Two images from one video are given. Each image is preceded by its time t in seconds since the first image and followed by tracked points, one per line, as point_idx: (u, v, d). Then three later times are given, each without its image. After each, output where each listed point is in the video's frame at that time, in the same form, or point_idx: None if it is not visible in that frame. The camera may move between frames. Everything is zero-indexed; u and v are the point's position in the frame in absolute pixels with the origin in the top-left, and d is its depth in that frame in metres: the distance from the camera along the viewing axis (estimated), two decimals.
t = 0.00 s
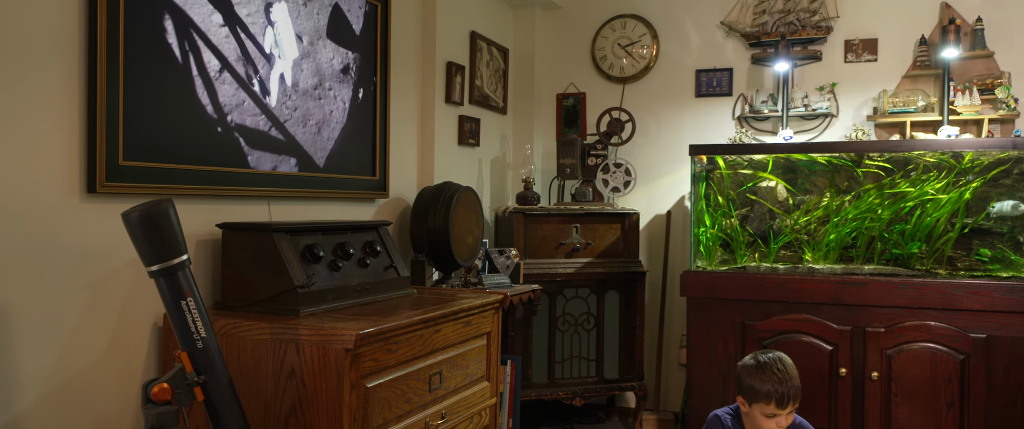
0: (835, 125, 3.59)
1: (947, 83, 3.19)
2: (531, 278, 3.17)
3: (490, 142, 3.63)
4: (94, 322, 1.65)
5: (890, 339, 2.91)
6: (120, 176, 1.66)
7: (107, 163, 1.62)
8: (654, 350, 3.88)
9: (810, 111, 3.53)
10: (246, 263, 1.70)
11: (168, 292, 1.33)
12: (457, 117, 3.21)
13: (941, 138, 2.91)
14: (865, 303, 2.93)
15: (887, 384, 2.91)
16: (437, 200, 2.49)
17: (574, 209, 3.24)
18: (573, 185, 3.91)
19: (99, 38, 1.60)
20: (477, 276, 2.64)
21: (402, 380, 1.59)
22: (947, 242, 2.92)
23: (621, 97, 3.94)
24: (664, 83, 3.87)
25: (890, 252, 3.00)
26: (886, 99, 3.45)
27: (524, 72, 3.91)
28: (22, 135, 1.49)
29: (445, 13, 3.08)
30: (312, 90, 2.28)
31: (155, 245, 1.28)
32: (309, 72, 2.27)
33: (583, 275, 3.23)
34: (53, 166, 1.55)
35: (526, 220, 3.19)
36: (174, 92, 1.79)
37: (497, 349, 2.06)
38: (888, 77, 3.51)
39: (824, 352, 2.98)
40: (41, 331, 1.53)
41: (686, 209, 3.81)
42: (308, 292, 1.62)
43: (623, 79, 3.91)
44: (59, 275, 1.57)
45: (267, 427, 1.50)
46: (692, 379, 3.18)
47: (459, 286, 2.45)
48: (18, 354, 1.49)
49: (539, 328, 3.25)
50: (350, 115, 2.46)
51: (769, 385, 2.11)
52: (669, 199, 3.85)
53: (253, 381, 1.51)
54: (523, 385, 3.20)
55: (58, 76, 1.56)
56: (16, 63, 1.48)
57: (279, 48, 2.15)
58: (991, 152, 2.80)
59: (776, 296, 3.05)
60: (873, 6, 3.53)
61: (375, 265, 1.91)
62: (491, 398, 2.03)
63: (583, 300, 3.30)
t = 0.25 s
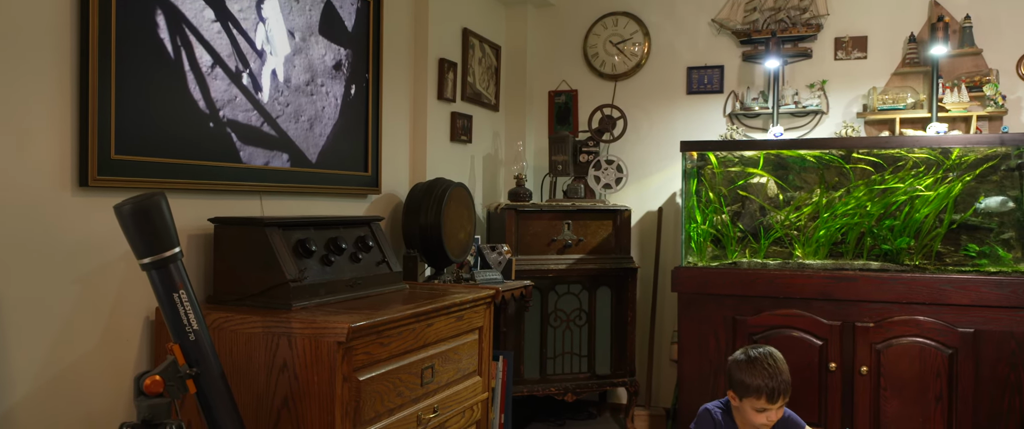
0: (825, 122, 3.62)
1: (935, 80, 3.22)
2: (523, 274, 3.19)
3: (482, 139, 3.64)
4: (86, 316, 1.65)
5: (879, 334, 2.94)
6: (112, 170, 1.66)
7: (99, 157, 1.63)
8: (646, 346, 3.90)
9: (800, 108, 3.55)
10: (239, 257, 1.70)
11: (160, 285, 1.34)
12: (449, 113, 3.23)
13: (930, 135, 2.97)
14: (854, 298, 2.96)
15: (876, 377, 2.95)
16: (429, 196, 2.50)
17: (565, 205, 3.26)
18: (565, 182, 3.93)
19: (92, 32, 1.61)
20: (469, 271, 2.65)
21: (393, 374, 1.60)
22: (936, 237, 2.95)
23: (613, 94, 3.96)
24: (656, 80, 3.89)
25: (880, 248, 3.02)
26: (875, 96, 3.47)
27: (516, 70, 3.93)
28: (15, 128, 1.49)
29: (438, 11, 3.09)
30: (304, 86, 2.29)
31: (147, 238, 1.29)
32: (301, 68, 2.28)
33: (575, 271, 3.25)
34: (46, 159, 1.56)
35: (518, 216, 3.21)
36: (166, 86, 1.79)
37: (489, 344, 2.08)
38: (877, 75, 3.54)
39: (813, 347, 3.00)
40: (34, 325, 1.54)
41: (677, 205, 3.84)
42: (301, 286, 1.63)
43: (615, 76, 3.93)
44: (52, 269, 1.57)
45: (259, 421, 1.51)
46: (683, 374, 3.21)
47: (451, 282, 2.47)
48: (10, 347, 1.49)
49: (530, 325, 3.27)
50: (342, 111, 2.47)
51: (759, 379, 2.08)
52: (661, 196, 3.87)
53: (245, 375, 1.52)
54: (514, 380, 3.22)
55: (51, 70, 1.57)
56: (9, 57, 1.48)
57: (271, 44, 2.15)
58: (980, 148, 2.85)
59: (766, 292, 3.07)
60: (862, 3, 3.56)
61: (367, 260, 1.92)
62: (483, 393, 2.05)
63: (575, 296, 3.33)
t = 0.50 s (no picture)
0: (814, 120, 3.65)
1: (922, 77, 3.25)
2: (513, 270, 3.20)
3: (473, 136, 3.65)
4: (76, 310, 1.65)
5: (867, 329, 2.96)
6: (103, 164, 1.66)
7: (90, 150, 1.63)
8: (636, 342, 3.93)
9: (789, 105, 3.59)
10: (229, 252, 1.70)
11: (150, 277, 1.34)
12: (440, 110, 3.24)
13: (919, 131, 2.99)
14: (842, 293, 2.99)
15: (864, 372, 2.98)
16: (420, 193, 2.51)
17: (556, 202, 3.27)
18: (556, 179, 3.95)
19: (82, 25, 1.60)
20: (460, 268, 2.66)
21: (384, 368, 1.61)
22: (923, 233, 2.98)
23: (603, 91, 3.97)
24: (646, 77, 3.91)
25: (867, 243, 3.06)
26: (864, 93, 3.50)
27: (507, 67, 3.94)
28: (5, 122, 1.49)
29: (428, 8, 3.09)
30: (295, 81, 2.29)
31: (137, 231, 1.30)
32: (292, 64, 2.28)
33: (566, 268, 3.27)
34: (36, 153, 1.56)
35: (509, 213, 3.21)
36: (157, 80, 1.79)
37: (479, 339, 2.09)
38: (866, 72, 3.57)
39: (802, 342, 3.03)
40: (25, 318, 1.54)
41: (667, 202, 3.86)
42: (292, 281, 1.64)
43: (605, 74, 3.94)
44: (43, 262, 1.57)
45: (250, 414, 1.52)
46: (673, 370, 3.23)
47: (442, 277, 2.48)
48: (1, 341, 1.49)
49: (521, 321, 3.28)
50: (333, 107, 2.48)
51: (746, 374, 2.07)
52: (651, 193, 3.89)
53: (236, 369, 1.52)
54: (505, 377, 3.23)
55: (41, 63, 1.56)
56: None
57: (262, 39, 2.15)
58: (966, 144, 2.88)
59: (755, 287, 3.10)
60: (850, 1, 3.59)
61: (357, 255, 1.93)
62: (474, 388, 2.06)
63: (565, 292, 3.34)
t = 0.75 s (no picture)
0: (802, 117, 3.67)
1: (908, 75, 3.29)
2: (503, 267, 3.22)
3: (462, 133, 3.66)
4: (64, 303, 1.65)
5: (853, 324, 3.00)
6: (89, 158, 1.67)
7: (77, 145, 1.63)
8: (625, 339, 3.95)
9: (777, 103, 3.61)
10: (217, 247, 1.71)
11: (138, 271, 1.35)
12: (429, 107, 3.24)
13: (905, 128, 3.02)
14: (828, 289, 3.02)
15: (851, 366, 3.01)
16: (409, 189, 2.51)
17: (545, 199, 3.29)
18: (545, 176, 3.96)
19: (71, 18, 1.60)
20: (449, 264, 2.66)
21: (372, 364, 1.62)
22: (909, 229, 3.01)
23: (592, 88, 3.99)
24: (635, 75, 3.93)
25: (854, 239, 3.10)
26: (850, 91, 3.54)
27: (496, 65, 3.95)
28: None
29: (417, 7, 3.10)
30: (284, 77, 2.29)
31: (126, 224, 1.31)
32: (281, 60, 2.28)
33: (555, 264, 3.29)
34: (24, 147, 1.55)
35: (498, 209, 3.22)
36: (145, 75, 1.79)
37: (468, 334, 2.10)
38: (853, 70, 3.60)
39: (789, 337, 3.06)
40: (12, 312, 1.53)
41: (656, 199, 3.89)
42: (280, 276, 1.64)
43: (594, 71, 3.96)
44: (31, 256, 1.57)
45: (238, 409, 1.52)
46: (662, 366, 3.25)
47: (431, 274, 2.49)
48: None
49: (510, 318, 3.29)
50: (322, 103, 2.48)
51: (733, 369, 2.06)
52: (639, 191, 3.92)
53: (224, 363, 1.53)
54: (494, 373, 3.24)
55: (30, 58, 1.56)
56: None
57: (252, 35, 2.15)
58: (952, 141, 2.91)
59: (743, 283, 3.13)
60: None
61: (346, 251, 1.94)
62: (462, 384, 2.07)
63: (554, 289, 3.36)
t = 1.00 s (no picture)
0: (786, 115, 3.72)
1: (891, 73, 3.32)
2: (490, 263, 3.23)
3: (449, 130, 3.67)
4: (48, 298, 1.64)
5: (837, 320, 3.03)
6: (75, 152, 1.66)
7: (62, 139, 1.63)
8: (611, 335, 3.98)
9: (762, 100, 3.65)
10: (203, 242, 1.71)
11: (124, 264, 1.35)
12: (416, 104, 3.25)
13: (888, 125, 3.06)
14: (813, 285, 3.05)
15: (835, 361, 3.04)
16: (396, 186, 2.52)
17: (532, 196, 3.30)
18: (532, 173, 3.97)
19: (55, 11, 1.60)
20: (436, 260, 2.66)
21: (359, 358, 1.62)
22: (892, 225, 3.05)
23: (579, 86, 4.01)
24: (621, 72, 3.95)
25: (837, 236, 3.13)
26: (834, 89, 3.57)
27: (483, 63, 3.96)
28: None
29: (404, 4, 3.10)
30: (270, 72, 2.29)
31: (112, 217, 1.31)
32: (268, 55, 2.28)
33: (541, 261, 3.30)
34: (8, 141, 1.55)
35: (485, 207, 3.25)
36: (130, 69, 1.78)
37: (455, 330, 2.11)
38: (837, 68, 3.64)
39: (773, 333, 3.09)
40: None
41: (642, 196, 3.91)
42: (267, 270, 1.65)
43: (581, 69, 3.98)
44: (16, 250, 1.56)
45: (224, 403, 1.52)
46: (647, 362, 3.27)
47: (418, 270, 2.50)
48: None
49: (497, 314, 3.31)
50: (308, 99, 2.48)
51: (718, 363, 2.08)
52: (626, 188, 3.94)
53: (211, 358, 1.53)
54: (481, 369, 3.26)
55: (14, 51, 1.55)
56: None
57: (238, 30, 2.15)
58: (934, 138, 2.96)
59: (728, 278, 3.16)
60: None
61: (333, 246, 1.95)
62: (449, 379, 2.08)
63: (541, 285, 3.37)
